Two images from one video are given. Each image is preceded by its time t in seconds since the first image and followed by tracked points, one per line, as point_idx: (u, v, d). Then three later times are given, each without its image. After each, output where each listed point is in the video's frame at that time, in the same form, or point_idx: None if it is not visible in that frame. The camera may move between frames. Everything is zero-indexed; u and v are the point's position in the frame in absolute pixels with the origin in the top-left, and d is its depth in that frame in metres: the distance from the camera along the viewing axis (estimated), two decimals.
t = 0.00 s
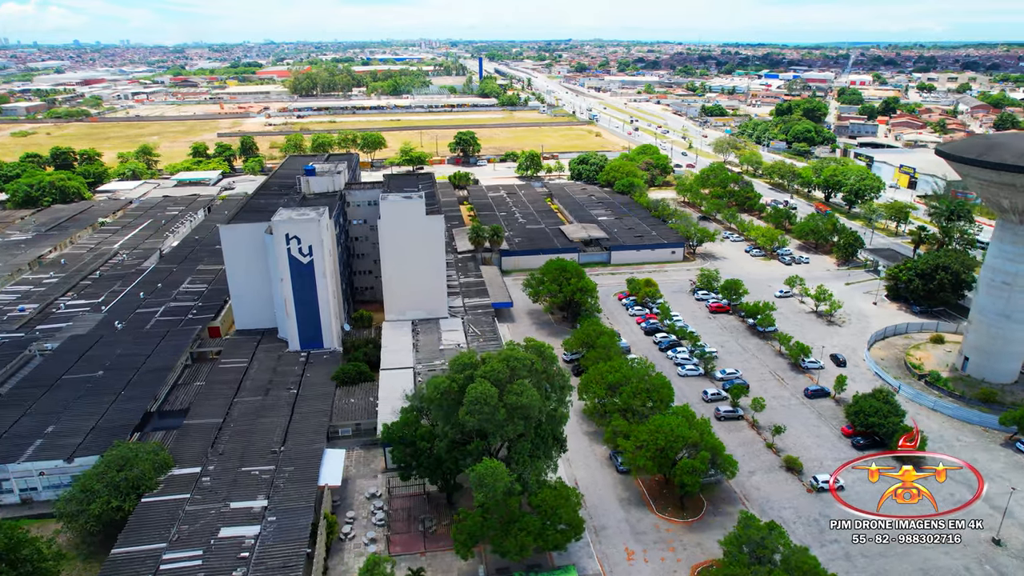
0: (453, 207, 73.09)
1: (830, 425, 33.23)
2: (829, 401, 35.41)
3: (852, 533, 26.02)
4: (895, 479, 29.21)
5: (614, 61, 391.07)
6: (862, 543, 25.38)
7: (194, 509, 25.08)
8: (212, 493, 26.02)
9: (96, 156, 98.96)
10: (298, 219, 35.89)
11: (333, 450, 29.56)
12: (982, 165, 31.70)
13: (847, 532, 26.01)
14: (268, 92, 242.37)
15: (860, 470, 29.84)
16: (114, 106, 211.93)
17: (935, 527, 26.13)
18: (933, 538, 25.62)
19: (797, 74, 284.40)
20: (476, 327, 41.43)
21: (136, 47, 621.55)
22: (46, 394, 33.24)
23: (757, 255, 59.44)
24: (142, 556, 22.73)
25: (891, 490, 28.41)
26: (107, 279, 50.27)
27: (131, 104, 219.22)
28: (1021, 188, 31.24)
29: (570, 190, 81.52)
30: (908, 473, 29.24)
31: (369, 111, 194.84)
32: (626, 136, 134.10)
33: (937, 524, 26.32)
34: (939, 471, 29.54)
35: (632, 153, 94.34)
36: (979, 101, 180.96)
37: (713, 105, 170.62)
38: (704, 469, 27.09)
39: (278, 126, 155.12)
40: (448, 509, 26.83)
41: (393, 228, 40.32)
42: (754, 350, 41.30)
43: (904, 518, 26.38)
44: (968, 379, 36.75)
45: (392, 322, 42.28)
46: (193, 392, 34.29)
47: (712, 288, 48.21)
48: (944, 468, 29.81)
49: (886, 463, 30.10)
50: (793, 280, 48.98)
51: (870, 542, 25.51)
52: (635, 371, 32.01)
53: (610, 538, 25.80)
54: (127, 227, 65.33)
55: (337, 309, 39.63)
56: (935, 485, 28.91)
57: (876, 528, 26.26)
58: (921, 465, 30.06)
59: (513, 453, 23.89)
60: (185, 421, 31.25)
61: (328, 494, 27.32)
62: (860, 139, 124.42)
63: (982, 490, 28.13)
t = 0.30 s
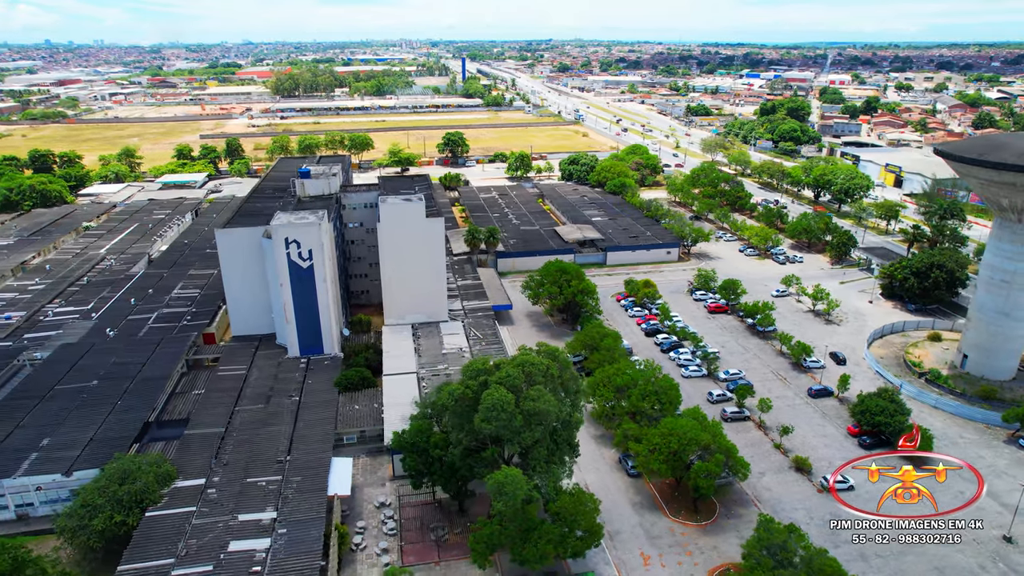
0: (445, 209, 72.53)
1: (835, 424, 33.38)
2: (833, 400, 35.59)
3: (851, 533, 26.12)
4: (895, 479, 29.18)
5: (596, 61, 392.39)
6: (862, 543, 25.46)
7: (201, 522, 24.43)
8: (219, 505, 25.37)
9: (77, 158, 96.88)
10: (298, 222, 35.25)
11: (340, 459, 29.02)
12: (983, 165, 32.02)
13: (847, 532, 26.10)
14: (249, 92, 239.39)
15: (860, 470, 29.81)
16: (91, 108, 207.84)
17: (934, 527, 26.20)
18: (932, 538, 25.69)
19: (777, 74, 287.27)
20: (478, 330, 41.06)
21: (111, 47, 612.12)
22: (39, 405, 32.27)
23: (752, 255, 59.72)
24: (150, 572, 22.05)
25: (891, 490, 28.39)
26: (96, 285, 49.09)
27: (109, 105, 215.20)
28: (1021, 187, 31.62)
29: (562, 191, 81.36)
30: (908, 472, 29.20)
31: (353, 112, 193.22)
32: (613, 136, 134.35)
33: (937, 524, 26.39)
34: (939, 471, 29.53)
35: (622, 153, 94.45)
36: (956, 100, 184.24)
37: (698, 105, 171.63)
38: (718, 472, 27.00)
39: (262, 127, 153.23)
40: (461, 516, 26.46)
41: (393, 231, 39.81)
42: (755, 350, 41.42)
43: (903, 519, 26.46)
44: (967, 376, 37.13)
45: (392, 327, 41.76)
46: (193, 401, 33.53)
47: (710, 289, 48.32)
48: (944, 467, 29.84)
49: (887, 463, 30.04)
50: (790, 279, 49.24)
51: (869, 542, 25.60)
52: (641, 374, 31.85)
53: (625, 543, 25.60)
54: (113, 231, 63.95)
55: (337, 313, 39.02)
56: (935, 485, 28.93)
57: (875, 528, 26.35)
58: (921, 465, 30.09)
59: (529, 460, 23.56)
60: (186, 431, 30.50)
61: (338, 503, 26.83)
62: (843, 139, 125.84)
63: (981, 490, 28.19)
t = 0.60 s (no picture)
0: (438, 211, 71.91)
1: (841, 424, 33.49)
2: (837, 399, 35.75)
3: (852, 533, 26.20)
4: (895, 479, 29.25)
5: (578, 61, 392.52)
6: (863, 544, 25.53)
7: (209, 537, 23.75)
8: (226, 518, 24.72)
9: (56, 161, 94.76)
10: (298, 227, 34.62)
11: (349, 468, 28.54)
12: (984, 165, 32.33)
13: (849, 532, 26.17)
14: (230, 93, 236.15)
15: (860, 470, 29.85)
16: (68, 109, 203.54)
17: (934, 527, 26.33)
18: (933, 538, 25.81)
19: (758, 74, 289.65)
20: (480, 334, 40.67)
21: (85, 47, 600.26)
22: (31, 418, 31.28)
23: (746, 255, 59.95)
24: None
25: (891, 490, 28.47)
26: (84, 292, 47.90)
27: (85, 107, 211.04)
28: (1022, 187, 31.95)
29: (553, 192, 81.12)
30: (908, 472, 29.32)
31: (336, 113, 191.42)
32: (600, 136, 134.48)
33: (937, 524, 26.53)
34: (939, 471, 29.66)
35: (612, 153, 94.46)
36: (934, 100, 187.51)
37: (683, 104, 172.38)
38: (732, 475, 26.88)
39: (244, 128, 151.15)
40: (474, 525, 26.08)
41: (393, 234, 39.28)
42: (756, 350, 41.53)
43: (903, 519, 26.58)
44: (967, 374, 37.53)
45: (392, 331, 41.22)
46: (192, 412, 32.77)
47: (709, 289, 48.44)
48: (944, 467, 29.97)
49: (887, 464, 30.05)
50: (787, 279, 49.48)
51: (870, 542, 25.68)
52: (649, 377, 31.68)
53: (642, 548, 25.37)
54: (98, 236, 62.52)
55: (336, 318, 38.38)
56: (935, 485, 29.07)
57: (875, 528, 26.44)
58: (921, 465, 30.18)
59: (546, 467, 23.25)
60: (187, 442, 29.73)
61: (348, 514, 26.34)
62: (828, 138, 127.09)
63: (981, 490, 28.32)
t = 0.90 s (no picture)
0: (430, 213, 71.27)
1: (846, 424, 33.60)
2: (840, 399, 35.88)
3: (852, 533, 26.22)
4: (895, 479, 29.37)
5: (560, 61, 392.24)
6: (864, 544, 25.56)
7: (218, 553, 23.09)
8: (234, 532, 24.07)
9: (36, 164, 92.50)
10: (297, 231, 33.96)
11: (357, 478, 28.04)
12: (984, 165, 32.69)
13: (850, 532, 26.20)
14: (210, 94, 232.66)
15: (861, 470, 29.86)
16: (42, 111, 199.01)
17: (934, 527, 26.44)
18: (932, 538, 25.94)
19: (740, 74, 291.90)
20: (481, 338, 40.25)
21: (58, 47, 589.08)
22: (24, 431, 30.30)
23: (740, 255, 60.17)
24: None
25: (891, 490, 28.59)
26: (72, 300, 46.68)
27: (61, 108, 206.66)
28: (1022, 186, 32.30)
29: (545, 193, 80.83)
30: (908, 472, 29.45)
31: (320, 114, 189.52)
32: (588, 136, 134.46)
33: (937, 524, 26.65)
34: (939, 471, 29.75)
35: (602, 153, 94.41)
36: (913, 99, 190.18)
37: (668, 104, 173.03)
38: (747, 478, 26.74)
39: (227, 130, 148.92)
40: (488, 534, 25.67)
41: (393, 238, 38.71)
42: (757, 350, 41.62)
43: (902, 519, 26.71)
44: (966, 372, 37.87)
45: (391, 336, 40.65)
46: (192, 422, 31.97)
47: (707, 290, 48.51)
48: (944, 467, 30.05)
49: (886, 463, 30.13)
50: (783, 279, 49.67)
51: (870, 542, 25.75)
52: (657, 380, 31.47)
53: (658, 554, 25.14)
54: (83, 241, 61.05)
55: (336, 324, 37.73)
56: (935, 485, 29.19)
57: (875, 528, 26.51)
58: (921, 465, 30.24)
59: (564, 475, 22.92)
60: (188, 454, 28.95)
61: (359, 526, 25.86)
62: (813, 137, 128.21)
63: (980, 490, 28.43)
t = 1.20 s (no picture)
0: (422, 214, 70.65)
1: (852, 423, 33.72)
2: (844, 398, 36.02)
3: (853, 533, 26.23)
4: (895, 479, 29.42)
5: (542, 61, 392.60)
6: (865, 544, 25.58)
7: (228, 568, 22.45)
8: (244, 547, 23.43)
9: (14, 168, 90.22)
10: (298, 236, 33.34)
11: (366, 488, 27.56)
12: (985, 164, 32.97)
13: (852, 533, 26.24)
14: (190, 96, 229.20)
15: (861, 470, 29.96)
16: (16, 113, 194.50)
17: (934, 528, 26.49)
18: (932, 538, 25.98)
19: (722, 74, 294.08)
20: (483, 341, 39.85)
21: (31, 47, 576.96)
22: (18, 445, 29.31)
23: (735, 254, 60.38)
24: None
25: (891, 489, 28.62)
26: (59, 307, 45.46)
27: (36, 110, 202.17)
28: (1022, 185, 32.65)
29: (536, 194, 80.55)
30: (908, 472, 29.52)
31: (304, 115, 187.60)
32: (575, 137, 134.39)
33: (937, 524, 26.69)
34: (939, 471, 29.72)
35: (591, 154, 94.38)
36: (893, 98, 192.78)
37: (653, 104, 173.67)
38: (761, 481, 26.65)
39: (209, 131, 146.83)
40: (502, 542, 25.33)
41: (393, 241, 38.17)
42: (758, 350, 41.71)
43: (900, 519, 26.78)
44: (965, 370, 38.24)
45: (392, 341, 40.09)
46: (192, 434, 31.20)
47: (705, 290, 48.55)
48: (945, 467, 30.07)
49: (886, 464, 30.20)
50: (780, 279, 49.83)
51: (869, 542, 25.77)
52: (665, 383, 31.31)
53: (675, 559, 24.95)
54: (67, 247, 59.57)
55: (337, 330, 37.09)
56: (935, 485, 29.22)
57: (875, 528, 26.54)
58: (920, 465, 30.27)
59: (583, 482, 22.63)
60: (190, 466, 28.21)
61: (372, 537, 25.39)
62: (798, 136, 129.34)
63: (980, 490, 28.44)
